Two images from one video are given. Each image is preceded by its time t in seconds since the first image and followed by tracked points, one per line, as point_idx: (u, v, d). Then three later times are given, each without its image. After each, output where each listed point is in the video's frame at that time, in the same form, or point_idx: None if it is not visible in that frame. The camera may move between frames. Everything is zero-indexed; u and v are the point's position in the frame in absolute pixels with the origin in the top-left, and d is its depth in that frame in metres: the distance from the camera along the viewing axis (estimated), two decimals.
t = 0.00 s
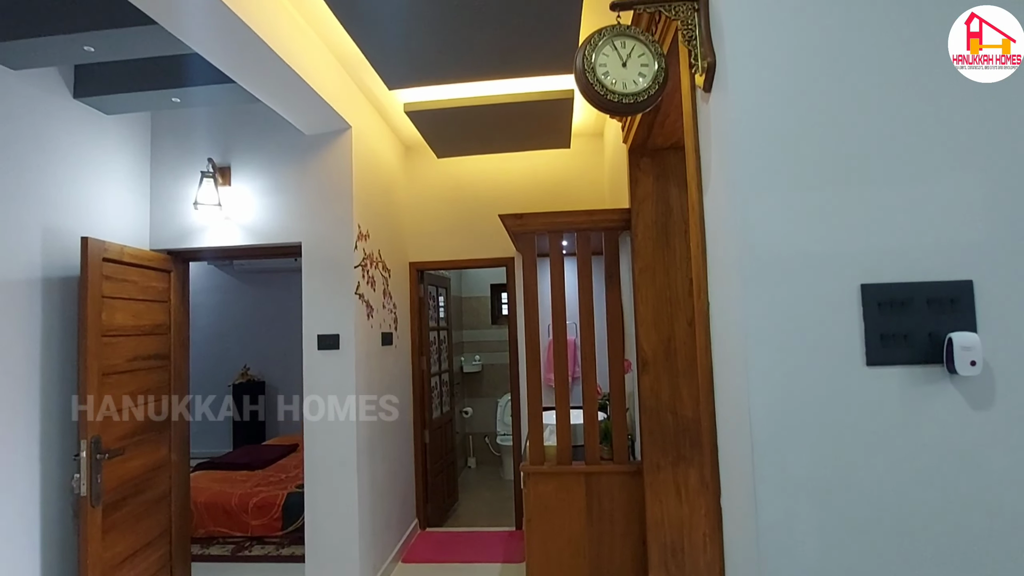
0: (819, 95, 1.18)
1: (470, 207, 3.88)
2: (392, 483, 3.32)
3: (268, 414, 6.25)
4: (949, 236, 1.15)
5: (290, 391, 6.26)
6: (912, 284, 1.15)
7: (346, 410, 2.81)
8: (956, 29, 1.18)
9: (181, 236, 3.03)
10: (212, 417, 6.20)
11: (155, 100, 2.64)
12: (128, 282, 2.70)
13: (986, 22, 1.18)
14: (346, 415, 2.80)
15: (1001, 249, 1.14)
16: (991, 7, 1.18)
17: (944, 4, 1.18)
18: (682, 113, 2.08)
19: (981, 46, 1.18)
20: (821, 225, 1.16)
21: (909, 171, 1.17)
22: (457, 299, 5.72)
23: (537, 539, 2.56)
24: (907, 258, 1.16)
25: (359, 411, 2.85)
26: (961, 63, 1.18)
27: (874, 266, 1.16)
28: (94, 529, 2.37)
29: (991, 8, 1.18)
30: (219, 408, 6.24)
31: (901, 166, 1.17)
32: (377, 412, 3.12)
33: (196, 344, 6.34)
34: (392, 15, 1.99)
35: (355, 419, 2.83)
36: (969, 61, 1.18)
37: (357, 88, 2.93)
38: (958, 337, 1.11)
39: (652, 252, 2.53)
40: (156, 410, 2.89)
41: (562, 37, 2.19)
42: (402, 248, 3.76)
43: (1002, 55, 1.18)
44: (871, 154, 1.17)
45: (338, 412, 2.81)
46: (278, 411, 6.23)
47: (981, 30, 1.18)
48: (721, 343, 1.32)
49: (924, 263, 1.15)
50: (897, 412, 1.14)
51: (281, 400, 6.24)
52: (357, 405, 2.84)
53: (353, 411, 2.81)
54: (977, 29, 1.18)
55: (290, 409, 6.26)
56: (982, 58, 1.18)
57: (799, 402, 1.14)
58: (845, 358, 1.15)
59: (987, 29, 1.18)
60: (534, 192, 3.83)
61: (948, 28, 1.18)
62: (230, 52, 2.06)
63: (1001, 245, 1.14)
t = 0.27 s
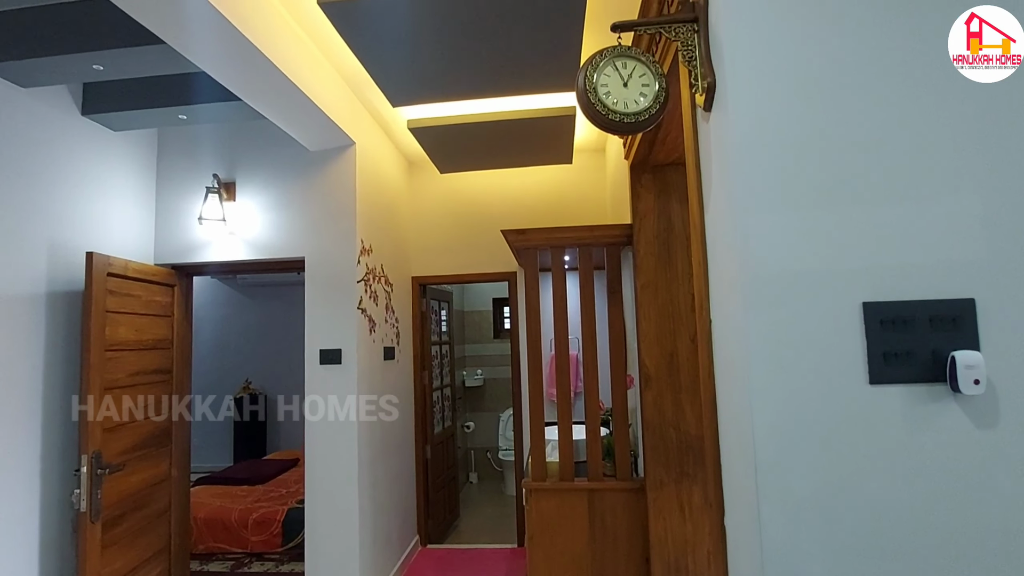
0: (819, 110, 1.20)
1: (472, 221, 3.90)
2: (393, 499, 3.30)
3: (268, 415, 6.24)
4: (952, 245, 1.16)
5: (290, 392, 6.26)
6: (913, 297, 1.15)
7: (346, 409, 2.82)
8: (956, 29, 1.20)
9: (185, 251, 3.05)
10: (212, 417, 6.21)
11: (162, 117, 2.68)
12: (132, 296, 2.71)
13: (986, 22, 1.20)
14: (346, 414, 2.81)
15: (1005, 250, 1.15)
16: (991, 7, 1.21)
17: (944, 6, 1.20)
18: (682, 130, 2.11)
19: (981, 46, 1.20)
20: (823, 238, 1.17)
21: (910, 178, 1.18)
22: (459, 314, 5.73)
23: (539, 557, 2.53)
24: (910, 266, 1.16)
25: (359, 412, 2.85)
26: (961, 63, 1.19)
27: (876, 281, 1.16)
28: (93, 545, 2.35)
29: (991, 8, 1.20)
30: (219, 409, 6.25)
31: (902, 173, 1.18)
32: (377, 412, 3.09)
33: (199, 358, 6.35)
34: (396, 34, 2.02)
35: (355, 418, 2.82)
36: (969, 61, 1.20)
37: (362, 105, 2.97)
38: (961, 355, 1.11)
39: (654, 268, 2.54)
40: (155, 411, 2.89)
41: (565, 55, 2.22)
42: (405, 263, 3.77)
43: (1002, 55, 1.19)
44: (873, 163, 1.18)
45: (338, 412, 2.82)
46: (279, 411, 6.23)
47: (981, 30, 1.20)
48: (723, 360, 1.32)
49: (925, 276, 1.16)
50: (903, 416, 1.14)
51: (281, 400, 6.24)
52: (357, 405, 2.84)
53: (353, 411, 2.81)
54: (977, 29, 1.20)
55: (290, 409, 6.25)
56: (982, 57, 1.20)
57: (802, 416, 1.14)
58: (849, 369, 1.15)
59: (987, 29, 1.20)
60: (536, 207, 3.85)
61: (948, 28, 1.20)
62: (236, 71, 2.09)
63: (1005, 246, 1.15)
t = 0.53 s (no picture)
0: (820, 125, 1.21)
1: (474, 234, 3.91)
2: (394, 514, 3.28)
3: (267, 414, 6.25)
4: (954, 255, 1.16)
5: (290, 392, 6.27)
6: (915, 309, 1.15)
7: (346, 409, 2.81)
8: (956, 29, 1.22)
9: (189, 265, 3.07)
10: (211, 417, 6.22)
11: (168, 132, 2.71)
12: (135, 310, 2.72)
13: (986, 22, 1.22)
14: (346, 414, 2.80)
15: (1008, 252, 1.15)
16: (992, 8, 1.22)
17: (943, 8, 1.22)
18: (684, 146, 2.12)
19: (981, 46, 1.21)
20: (824, 252, 1.18)
21: (912, 185, 1.18)
22: (461, 327, 5.73)
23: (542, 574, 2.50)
24: (913, 275, 1.16)
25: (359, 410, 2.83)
26: (961, 63, 1.21)
27: (878, 295, 1.16)
28: (92, 560, 2.34)
29: (990, 8, 1.22)
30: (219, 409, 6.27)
31: (904, 181, 1.18)
32: (376, 412, 3.06)
33: (201, 371, 6.35)
34: (400, 50, 2.05)
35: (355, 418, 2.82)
36: (969, 60, 1.21)
37: (365, 121, 3.00)
38: (965, 372, 1.10)
39: (656, 282, 2.54)
40: (155, 408, 2.87)
41: (567, 71, 2.24)
42: (407, 276, 3.78)
43: (1002, 55, 1.21)
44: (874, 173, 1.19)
45: (339, 412, 2.81)
46: (278, 411, 6.24)
47: (981, 30, 1.21)
48: (726, 375, 1.32)
49: (928, 288, 1.16)
50: (908, 421, 1.14)
51: (281, 400, 6.25)
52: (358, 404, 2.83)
53: (353, 410, 2.81)
54: (977, 29, 1.22)
55: (290, 409, 6.25)
56: (982, 57, 1.21)
57: (807, 429, 1.14)
58: (852, 381, 1.15)
59: (987, 29, 1.21)
60: (538, 220, 3.87)
61: (949, 28, 1.21)
62: (242, 88, 2.12)
63: (1009, 248, 1.15)
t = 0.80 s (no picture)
0: (821, 140, 1.22)
1: (477, 247, 3.93)
2: (395, 529, 3.25)
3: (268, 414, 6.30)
4: (957, 267, 1.16)
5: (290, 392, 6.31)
6: (919, 323, 1.16)
7: (346, 410, 2.81)
8: (955, 29, 1.23)
9: (193, 279, 3.08)
10: (211, 417, 6.28)
11: (175, 148, 2.74)
12: (139, 323, 2.73)
13: (986, 22, 1.23)
14: (346, 414, 2.80)
15: (1012, 261, 1.16)
16: (992, 8, 1.23)
17: (942, 18, 1.23)
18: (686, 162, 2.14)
19: (980, 46, 1.22)
20: (828, 268, 1.18)
21: (914, 198, 1.19)
22: (464, 340, 5.73)
23: None
24: (916, 284, 1.16)
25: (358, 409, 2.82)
26: (961, 63, 1.22)
27: (882, 308, 1.17)
28: None
29: (990, 7, 1.23)
30: (220, 409, 6.34)
31: (906, 192, 1.19)
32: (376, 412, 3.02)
33: (204, 385, 6.35)
34: (404, 68, 2.08)
35: (355, 418, 2.81)
36: (969, 61, 1.22)
37: (370, 137, 3.03)
38: (969, 390, 1.10)
39: (658, 297, 2.55)
40: (156, 410, 2.86)
41: (569, 88, 2.27)
42: (410, 290, 3.79)
43: (1002, 55, 1.21)
44: (875, 186, 1.20)
45: (338, 412, 2.81)
46: (279, 411, 6.27)
47: (981, 30, 1.23)
48: (729, 392, 1.32)
49: (931, 302, 1.16)
50: (915, 432, 1.13)
51: (281, 400, 6.30)
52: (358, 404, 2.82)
53: (353, 410, 2.80)
54: (977, 29, 1.23)
55: (290, 409, 6.29)
56: (982, 57, 1.22)
57: (812, 444, 1.13)
58: (857, 396, 1.15)
59: (987, 29, 1.22)
60: (540, 234, 3.88)
61: (948, 28, 1.23)
62: (249, 105, 2.15)
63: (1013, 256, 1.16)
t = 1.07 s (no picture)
0: (822, 154, 1.23)
1: (479, 258, 3.94)
2: (396, 542, 3.23)
3: (268, 413, 6.31)
4: (960, 278, 1.17)
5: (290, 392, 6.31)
6: (922, 336, 1.16)
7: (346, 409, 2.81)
8: (955, 29, 1.25)
9: (196, 290, 3.09)
10: (211, 417, 6.32)
11: (180, 161, 2.76)
12: (142, 334, 2.74)
13: (986, 22, 1.24)
14: (347, 414, 2.80)
15: (1014, 270, 1.16)
16: (992, 8, 1.24)
17: (942, 29, 1.25)
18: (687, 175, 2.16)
19: (981, 46, 1.24)
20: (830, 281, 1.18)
21: (915, 209, 1.20)
22: (465, 351, 5.73)
23: None
24: (918, 286, 1.17)
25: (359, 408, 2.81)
26: (961, 62, 1.24)
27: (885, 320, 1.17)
28: None
29: (990, 8, 1.24)
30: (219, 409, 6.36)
31: (908, 203, 1.20)
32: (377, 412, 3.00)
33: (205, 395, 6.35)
34: (407, 83, 2.10)
35: (356, 416, 2.81)
36: (969, 60, 1.24)
37: (373, 149, 3.06)
38: (973, 406, 1.09)
39: (660, 309, 2.56)
40: (156, 410, 2.85)
41: (572, 101, 2.28)
42: (412, 301, 3.80)
43: (1002, 55, 1.23)
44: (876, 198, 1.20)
45: (339, 411, 2.81)
46: (278, 411, 6.28)
47: (981, 30, 1.24)
48: (732, 405, 1.31)
49: (933, 309, 1.16)
50: (920, 443, 1.13)
51: (281, 400, 6.31)
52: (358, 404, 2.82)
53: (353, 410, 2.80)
54: (977, 29, 1.24)
55: (290, 409, 6.29)
56: (983, 57, 1.23)
57: (816, 456, 1.13)
58: (861, 408, 1.15)
59: (987, 29, 1.24)
60: (542, 245, 3.89)
61: (948, 28, 1.25)
62: (253, 119, 2.17)
63: (1016, 264, 1.16)
